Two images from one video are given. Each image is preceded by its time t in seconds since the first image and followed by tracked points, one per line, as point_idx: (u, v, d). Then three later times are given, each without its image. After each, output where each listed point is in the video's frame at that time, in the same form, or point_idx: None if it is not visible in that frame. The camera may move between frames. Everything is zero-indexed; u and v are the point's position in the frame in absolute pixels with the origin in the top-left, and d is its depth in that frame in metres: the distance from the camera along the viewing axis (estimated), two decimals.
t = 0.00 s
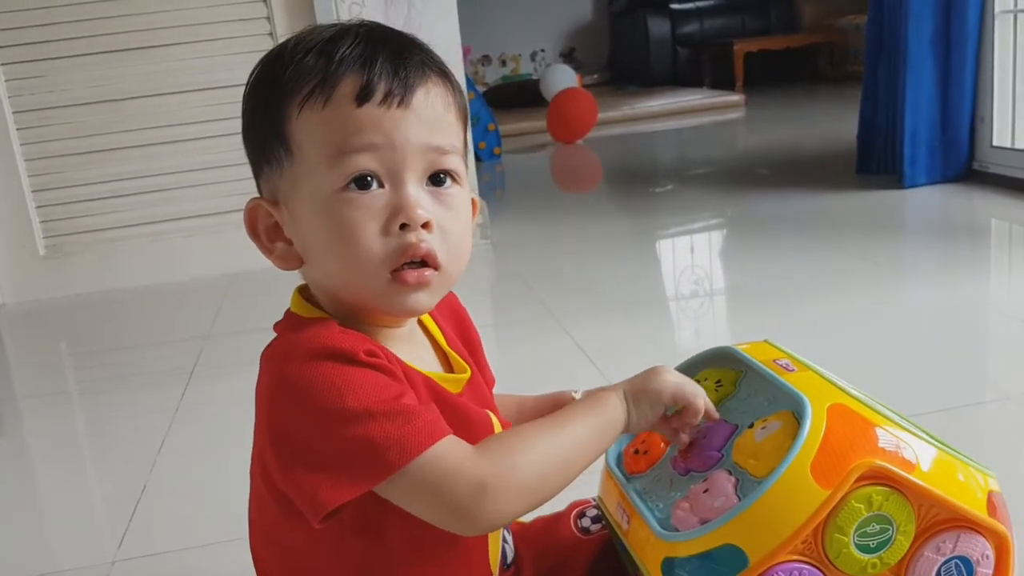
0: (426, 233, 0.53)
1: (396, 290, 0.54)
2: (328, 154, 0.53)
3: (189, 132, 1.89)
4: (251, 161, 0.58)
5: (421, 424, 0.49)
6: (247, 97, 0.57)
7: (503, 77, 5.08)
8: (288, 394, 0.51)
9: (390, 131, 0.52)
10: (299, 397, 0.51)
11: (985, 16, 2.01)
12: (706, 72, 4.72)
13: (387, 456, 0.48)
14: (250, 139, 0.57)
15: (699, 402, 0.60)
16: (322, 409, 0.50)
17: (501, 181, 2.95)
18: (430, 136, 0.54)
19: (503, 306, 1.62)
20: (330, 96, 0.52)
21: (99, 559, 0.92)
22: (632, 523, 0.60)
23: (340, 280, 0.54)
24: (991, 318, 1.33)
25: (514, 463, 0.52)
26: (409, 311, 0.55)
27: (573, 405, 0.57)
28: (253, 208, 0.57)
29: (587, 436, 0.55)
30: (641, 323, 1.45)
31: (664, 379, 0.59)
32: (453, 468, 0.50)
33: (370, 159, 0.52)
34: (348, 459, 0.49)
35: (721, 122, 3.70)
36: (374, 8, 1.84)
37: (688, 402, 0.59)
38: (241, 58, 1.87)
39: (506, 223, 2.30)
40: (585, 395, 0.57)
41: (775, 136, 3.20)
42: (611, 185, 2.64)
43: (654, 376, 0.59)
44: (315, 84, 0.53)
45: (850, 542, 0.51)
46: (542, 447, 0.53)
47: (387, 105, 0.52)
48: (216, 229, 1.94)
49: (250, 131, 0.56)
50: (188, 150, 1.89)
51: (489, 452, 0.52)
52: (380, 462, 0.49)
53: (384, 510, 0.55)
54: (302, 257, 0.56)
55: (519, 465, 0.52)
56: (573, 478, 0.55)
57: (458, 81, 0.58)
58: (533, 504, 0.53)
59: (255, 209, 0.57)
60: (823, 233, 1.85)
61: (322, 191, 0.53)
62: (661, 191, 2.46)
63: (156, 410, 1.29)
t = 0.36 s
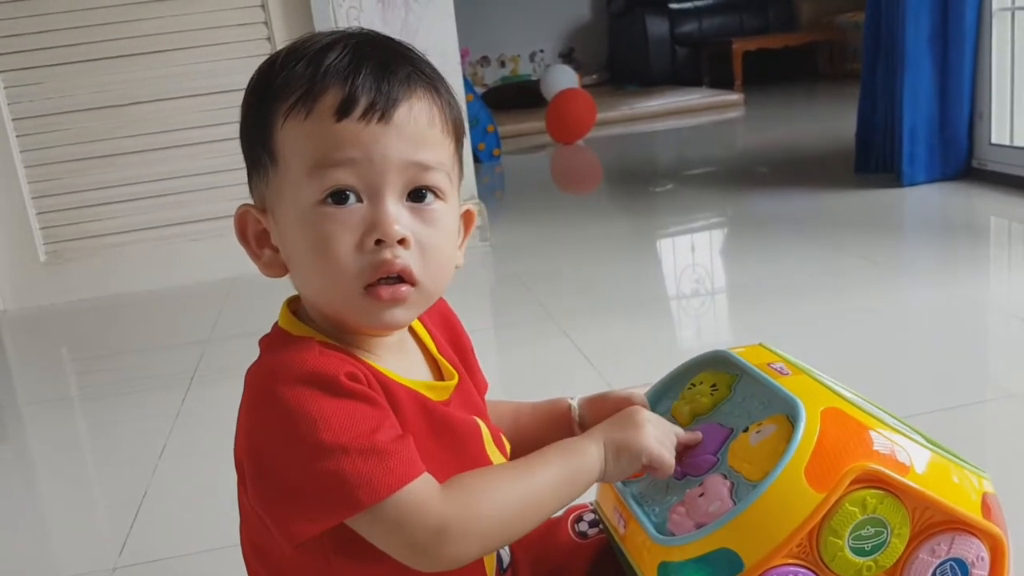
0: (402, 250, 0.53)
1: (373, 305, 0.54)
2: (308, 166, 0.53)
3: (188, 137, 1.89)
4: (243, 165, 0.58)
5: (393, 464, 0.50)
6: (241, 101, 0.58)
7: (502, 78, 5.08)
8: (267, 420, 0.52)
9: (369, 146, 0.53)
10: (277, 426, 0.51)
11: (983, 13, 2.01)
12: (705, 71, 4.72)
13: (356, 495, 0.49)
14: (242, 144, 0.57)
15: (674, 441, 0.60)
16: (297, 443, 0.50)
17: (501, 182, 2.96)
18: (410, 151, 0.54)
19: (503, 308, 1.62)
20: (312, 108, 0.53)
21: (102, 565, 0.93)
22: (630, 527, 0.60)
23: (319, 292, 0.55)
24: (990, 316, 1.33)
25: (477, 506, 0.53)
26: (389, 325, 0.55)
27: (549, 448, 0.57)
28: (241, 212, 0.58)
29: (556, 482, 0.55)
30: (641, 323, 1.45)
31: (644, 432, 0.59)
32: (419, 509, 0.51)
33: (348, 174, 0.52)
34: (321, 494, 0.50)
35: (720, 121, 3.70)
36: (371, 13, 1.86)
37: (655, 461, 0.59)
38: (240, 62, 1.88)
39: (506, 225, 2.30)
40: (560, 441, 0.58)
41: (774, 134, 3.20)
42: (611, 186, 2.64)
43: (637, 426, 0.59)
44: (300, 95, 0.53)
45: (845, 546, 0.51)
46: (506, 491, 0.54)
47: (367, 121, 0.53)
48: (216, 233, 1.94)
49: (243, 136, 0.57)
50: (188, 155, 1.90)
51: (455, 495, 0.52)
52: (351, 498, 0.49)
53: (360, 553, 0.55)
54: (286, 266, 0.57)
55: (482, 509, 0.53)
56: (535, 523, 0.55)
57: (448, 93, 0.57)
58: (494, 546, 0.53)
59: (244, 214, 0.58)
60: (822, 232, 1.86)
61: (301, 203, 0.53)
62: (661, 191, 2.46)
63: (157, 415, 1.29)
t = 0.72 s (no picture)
0: (459, 270, 0.55)
1: (423, 320, 0.55)
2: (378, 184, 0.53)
3: (191, 139, 1.89)
4: (268, 160, 0.56)
5: (405, 479, 0.50)
6: (274, 94, 0.55)
7: (503, 78, 5.09)
8: (281, 425, 0.52)
9: (441, 170, 0.53)
10: (293, 430, 0.51)
11: (983, 12, 2.01)
12: (705, 70, 4.72)
13: (367, 509, 0.49)
14: (270, 138, 0.55)
15: (668, 471, 0.61)
16: (312, 450, 0.51)
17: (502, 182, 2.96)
18: (473, 175, 0.55)
19: (505, 308, 1.63)
20: (386, 126, 0.52)
21: (106, 565, 0.93)
22: (633, 526, 0.60)
23: (366, 302, 0.55)
24: (991, 315, 1.34)
25: (481, 526, 0.53)
26: (426, 335, 0.57)
27: (554, 471, 0.58)
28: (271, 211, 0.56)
29: (559, 503, 0.56)
30: (642, 323, 1.45)
31: (647, 461, 0.59)
32: (424, 526, 0.51)
33: (420, 197, 0.53)
34: (332, 504, 0.50)
35: (721, 121, 3.70)
36: (373, 13, 1.83)
37: (657, 493, 0.58)
38: (240, 64, 1.88)
39: (507, 225, 2.31)
40: (565, 465, 0.58)
41: (775, 134, 3.21)
42: (612, 185, 2.64)
43: (639, 456, 0.59)
44: (370, 109, 0.52)
45: (848, 543, 0.52)
46: (508, 509, 0.55)
47: (441, 145, 0.53)
48: (218, 235, 1.95)
49: (278, 133, 0.54)
50: (189, 157, 1.90)
51: (460, 513, 0.53)
52: (361, 511, 0.50)
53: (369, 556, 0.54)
54: (320, 269, 0.56)
55: (485, 528, 0.53)
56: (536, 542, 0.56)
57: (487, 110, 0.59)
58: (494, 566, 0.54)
59: (270, 212, 0.56)
60: (823, 231, 1.86)
61: (365, 219, 0.53)
62: (662, 191, 2.46)
63: (161, 415, 1.30)
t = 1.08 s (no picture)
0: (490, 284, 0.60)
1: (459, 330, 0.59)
2: (474, 209, 0.55)
3: (188, 139, 1.89)
4: (331, 170, 0.53)
5: (406, 475, 0.50)
6: (350, 104, 0.52)
7: (501, 78, 5.09)
8: (282, 420, 0.52)
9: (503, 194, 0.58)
10: (293, 423, 0.52)
11: (980, 10, 2.01)
12: (704, 69, 4.72)
13: (367, 504, 0.50)
14: (343, 150, 0.52)
15: (663, 479, 0.60)
16: (312, 445, 0.51)
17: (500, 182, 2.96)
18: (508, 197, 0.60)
19: (504, 307, 1.63)
20: (482, 154, 0.55)
21: (104, 566, 0.93)
22: (629, 524, 0.60)
23: (414, 315, 0.57)
24: (989, 313, 1.34)
25: (475, 525, 0.53)
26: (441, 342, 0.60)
27: (549, 473, 0.58)
28: (340, 226, 0.53)
29: (554, 507, 0.56)
30: (640, 322, 1.45)
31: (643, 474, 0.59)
32: (418, 522, 0.51)
33: (490, 220, 0.57)
34: (333, 500, 0.50)
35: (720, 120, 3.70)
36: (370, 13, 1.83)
37: (652, 504, 0.58)
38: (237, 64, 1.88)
39: (506, 224, 2.31)
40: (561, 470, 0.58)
41: (773, 133, 3.21)
42: (611, 185, 2.64)
43: (634, 466, 0.59)
44: (471, 136, 0.55)
45: (843, 540, 0.52)
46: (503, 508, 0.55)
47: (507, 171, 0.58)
48: (216, 235, 1.95)
49: (359, 146, 0.52)
50: (187, 157, 1.90)
51: (454, 510, 0.53)
52: (361, 507, 0.50)
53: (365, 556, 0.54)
54: (380, 285, 0.56)
55: (479, 526, 0.53)
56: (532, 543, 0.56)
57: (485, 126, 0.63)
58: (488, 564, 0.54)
59: (328, 223, 0.54)
60: (821, 230, 1.86)
61: (456, 241, 0.55)
62: (661, 190, 2.46)
63: (159, 415, 1.30)
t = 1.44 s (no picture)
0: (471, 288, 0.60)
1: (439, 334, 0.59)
2: (454, 217, 0.55)
3: (183, 140, 1.89)
4: (311, 178, 0.52)
5: (378, 493, 0.50)
6: (330, 112, 0.52)
7: (498, 78, 5.09)
8: (257, 437, 0.52)
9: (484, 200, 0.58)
10: (265, 443, 0.52)
11: (975, 5, 2.01)
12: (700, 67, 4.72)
13: (339, 521, 0.49)
14: (323, 159, 0.52)
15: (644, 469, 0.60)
16: (283, 463, 0.51)
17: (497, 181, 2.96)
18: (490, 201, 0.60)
19: (501, 306, 1.63)
20: (463, 163, 0.55)
21: (100, 568, 0.93)
22: (622, 523, 0.60)
23: (394, 320, 0.56)
24: (985, 308, 1.34)
25: (446, 536, 0.52)
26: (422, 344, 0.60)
27: (524, 471, 0.57)
28: (320, 234, 0.53)
29: (528, 511, 0.55)
30: (637, 320, 1.45)
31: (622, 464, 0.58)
32: (387, 535, 0.50)
33: (471, 227, 0.57)
34: (305, 517, 0.50)
35: (716, 117, 3.71)
36: (363, 13, 1.84)
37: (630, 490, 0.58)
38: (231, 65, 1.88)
39: (503, 223, 2.31)
40: (535, 467, 0.57)
41: (770, 130, 3.21)
42: (607, 183, 2.64)
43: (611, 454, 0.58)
44: (452, 145, 0.54)
45: (837, 537, 0.52)
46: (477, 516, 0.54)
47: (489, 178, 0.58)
48: (212, 236, 1.94)
49: (339, 155, 0.52)
50: (184, 159, 1.90)
51: (425, 520, 0.52)
52: (333, 525, 0.50)
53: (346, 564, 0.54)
54: (360, 292, 0.55)
55: (453, 535, 0.52)
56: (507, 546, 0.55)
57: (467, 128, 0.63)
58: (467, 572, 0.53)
59: (308, 230, 0.53)
60: (818, 226, 1.86)
61: (435, 249, 0.55)
62: (657, 188, 2.46)
63: (155, 417, 1.30)
